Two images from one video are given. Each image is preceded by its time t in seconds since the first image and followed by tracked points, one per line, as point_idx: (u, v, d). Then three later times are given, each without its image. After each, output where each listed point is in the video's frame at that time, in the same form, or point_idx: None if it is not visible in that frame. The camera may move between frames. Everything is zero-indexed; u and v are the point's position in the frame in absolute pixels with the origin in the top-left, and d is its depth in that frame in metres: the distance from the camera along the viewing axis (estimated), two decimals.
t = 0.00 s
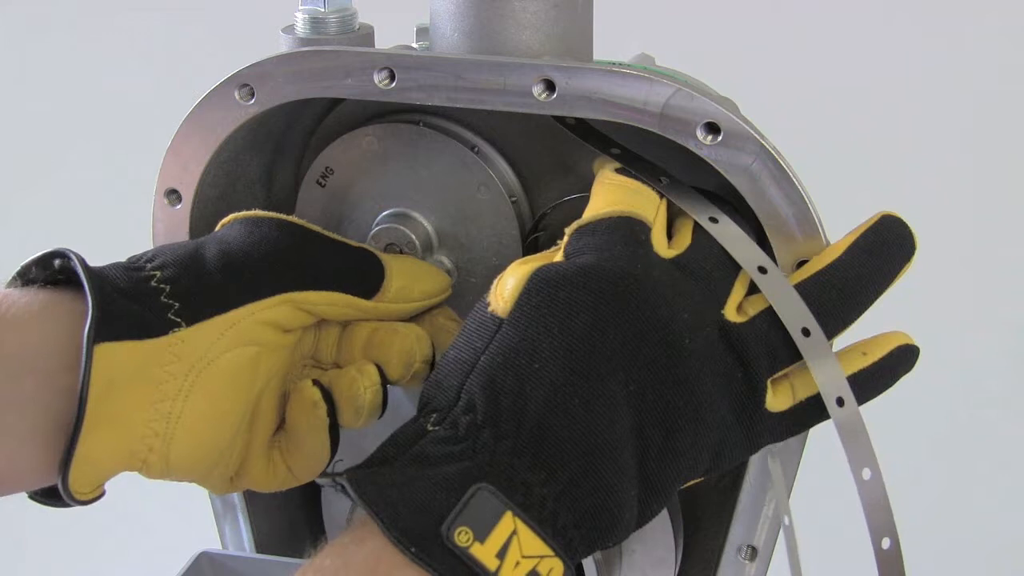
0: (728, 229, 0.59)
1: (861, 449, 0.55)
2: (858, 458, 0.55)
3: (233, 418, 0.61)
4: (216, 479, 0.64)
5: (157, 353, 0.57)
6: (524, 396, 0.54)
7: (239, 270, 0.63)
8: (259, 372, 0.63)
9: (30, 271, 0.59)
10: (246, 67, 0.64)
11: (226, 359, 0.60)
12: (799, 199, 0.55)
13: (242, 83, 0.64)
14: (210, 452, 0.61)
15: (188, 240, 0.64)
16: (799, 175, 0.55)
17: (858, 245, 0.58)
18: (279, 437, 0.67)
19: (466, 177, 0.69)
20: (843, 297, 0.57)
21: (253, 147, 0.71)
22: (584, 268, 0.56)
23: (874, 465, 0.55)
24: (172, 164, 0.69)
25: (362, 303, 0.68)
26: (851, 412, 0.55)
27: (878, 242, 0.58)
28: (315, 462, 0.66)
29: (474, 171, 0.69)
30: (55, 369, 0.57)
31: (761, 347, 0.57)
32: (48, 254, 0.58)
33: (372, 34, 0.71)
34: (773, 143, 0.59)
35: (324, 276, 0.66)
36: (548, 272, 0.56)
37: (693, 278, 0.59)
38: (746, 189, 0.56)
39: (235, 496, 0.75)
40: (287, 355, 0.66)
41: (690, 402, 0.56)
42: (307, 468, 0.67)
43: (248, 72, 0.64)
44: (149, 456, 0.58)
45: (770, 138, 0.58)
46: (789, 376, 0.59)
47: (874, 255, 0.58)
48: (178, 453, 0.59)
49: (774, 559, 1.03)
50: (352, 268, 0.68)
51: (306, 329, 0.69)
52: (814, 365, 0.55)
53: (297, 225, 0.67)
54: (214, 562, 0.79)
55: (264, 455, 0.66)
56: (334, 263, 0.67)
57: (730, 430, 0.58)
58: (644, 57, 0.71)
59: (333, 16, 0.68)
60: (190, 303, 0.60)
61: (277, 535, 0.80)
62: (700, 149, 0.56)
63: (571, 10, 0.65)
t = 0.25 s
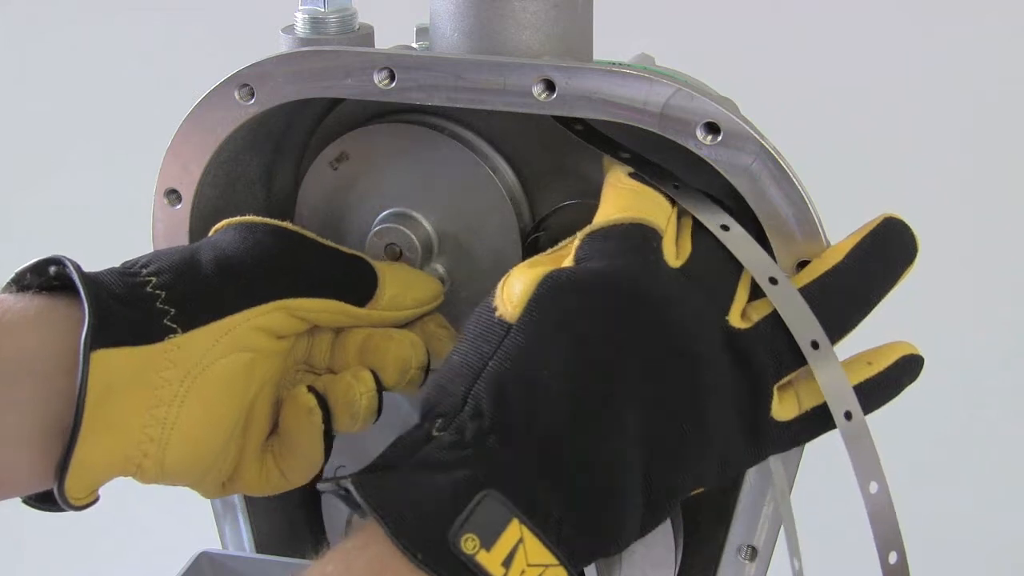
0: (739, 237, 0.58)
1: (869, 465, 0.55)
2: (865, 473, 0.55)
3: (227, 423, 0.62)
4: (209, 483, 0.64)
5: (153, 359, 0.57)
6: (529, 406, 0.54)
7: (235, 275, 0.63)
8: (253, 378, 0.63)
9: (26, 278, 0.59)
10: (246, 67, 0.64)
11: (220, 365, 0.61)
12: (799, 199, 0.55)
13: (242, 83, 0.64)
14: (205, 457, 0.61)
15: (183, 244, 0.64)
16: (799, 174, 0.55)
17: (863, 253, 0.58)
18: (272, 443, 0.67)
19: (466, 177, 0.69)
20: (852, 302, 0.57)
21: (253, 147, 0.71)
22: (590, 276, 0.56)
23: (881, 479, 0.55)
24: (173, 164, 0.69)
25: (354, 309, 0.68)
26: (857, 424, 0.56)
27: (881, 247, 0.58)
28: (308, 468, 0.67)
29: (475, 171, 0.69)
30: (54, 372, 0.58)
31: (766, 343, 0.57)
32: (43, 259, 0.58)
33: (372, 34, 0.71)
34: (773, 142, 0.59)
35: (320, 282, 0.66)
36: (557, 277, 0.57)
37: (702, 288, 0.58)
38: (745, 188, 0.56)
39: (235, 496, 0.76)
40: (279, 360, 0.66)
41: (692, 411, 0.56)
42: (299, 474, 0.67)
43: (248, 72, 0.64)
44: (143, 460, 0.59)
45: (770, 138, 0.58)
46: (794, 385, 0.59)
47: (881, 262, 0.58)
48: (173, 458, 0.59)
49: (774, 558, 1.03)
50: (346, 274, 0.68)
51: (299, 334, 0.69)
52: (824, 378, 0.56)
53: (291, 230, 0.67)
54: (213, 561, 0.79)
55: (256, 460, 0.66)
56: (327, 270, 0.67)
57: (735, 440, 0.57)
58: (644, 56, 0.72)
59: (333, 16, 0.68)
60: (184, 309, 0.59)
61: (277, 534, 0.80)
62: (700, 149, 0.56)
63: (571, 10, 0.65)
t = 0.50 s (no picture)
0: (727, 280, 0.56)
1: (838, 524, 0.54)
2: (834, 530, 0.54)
3: (208, 425, 0.62)
4: (190, 486, 0.64)
5: (137, 360, 0.57)
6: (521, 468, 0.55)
7: (220, 279, 0.63)
8: (235, 382, 0.63)
9: (11, 277, 0.58)
10: (246, 67, 0.64)
11: (202, 368, 0.61)
12: (799, 199, 0.55)
13: (242, 83, 0.64)
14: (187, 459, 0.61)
15: (169, 246, 0.64)
16: (799, 174, 0.55)
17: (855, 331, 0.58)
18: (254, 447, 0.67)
19: (467, 178, 0.69)
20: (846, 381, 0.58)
21: (253, 147, 0.71)
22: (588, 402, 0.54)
23: (849, 534, 0.54)
24: (172, 165, 0.68)
25: (340, 317, 0.67)
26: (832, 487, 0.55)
27: (872, 339, 0.59)
28: (289, 472, 0.66)
29: (475, 171, 0.69)
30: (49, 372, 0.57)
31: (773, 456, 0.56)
32: (30, 258, 0.58)
33: (372, 34, 0.71)
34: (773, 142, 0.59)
35: (305, 290, 0.66)
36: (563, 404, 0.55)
37: (717, 417, 0.55)
38: (745, 189, 0.56)
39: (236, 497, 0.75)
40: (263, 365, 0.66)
41: (693, 497, 0.54)
42: (281, 479, 0.67)
43: (249, 72, 0.64)
44: (124, 460, 0.59)
45: (770, 138, 0.58)
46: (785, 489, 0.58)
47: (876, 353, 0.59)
48: (154, 458, 0.59)
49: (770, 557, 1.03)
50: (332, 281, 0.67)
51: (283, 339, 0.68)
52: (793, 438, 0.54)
53: (277, 237, 0.67)
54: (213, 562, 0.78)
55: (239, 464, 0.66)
56: (314, 277, 0.67)
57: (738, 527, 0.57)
58: (644, 57, 0.72)
59: (333, 16, 0.68)
60: (167, 311, 0.60)
61: (276, 535, 0.80)
62: (700, 149, 0.56)
63: (571, 10, 0.65)
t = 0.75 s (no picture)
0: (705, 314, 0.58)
1: None
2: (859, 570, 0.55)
3: (205, 424, 0.62)
4: (186, 487, 0.63)
5: (135, 359, 0.57)
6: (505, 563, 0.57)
7: (217, 279, 0.62)
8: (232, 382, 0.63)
9: (6, 278, 0.58)
10: (246, 67, 0.64)
11: (200, 367, 0.61)
12: (799, 198, 0.55)
13: (243, 83, 0.64)
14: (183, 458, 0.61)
15: (165, 247, 0.64)
16: (799, 174, 0.55)
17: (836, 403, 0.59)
18: (251, 448, 0.66)
19: (466, 178, 0.69)
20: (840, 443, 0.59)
21: (253, 147, 0.71)
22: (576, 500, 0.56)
23: None
24: (172, 165, 0.68)
25: (336, 317, 0.67)
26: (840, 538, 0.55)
27: (851, 414, 0.59)
28: (288, 472, 0.66)
29: (475, 171, 0.69)
30: (46, 370, 0.57)
31: (775, 542, 0.57)
32: (26, 259, 0.58)
33: (372, 34, 0.71)
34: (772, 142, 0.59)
35: (302, 289, 0.66)
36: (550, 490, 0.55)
37: (722, 483, 0.56)
38: (745, 190, 0.56)
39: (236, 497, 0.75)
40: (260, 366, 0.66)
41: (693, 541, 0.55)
42: (280, 479, 0.66)
43: (249, 72, 0.64)
44: (121, 459, 0.59)
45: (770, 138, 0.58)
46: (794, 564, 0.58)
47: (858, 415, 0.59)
48: (151, 458, 0.59)
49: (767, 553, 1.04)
50: (328, 281, 0.67)
51: (279, 340, 0.68)
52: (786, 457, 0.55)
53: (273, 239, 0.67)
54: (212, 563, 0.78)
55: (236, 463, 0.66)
56: (309, 277, 0.67)
57: None
58: (644, 56, 0.72)
59: (333, 16, 0.68)
60: (165, 310, 0.59)
61: (275, 535, 0.80)
62: (700, 149, 0.56)
63: (571, 10, 0.65)
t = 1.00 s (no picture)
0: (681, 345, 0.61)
1: None
2: None
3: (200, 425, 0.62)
4: (181, 487, 0.63)
5: (130, 359, 0.57)
6: None
7: (212, 279, 0.62)
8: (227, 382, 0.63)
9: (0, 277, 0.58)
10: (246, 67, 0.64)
11: (196, 367, 0.61)
12: (799, 198, 0.55)
13: (243, 83, 0.64)
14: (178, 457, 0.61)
15: (161, 247, 0.64)
16: (799, 174, 0.55)
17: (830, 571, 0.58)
18: (246, 448, 0.66)
19: (466, 178, 0.69)
20: None
21: (253, 147, 0.71)
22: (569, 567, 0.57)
23: None
24: (172, 165, 0.68)
25: (331, 317, 0.67)
26: None
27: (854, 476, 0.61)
28: (283, 472, 0.66)
29: (475, 172, 0.69)
30: (43, 370, 0.56)
31: None
32: (21, 258, 0.58)
33: (372, 33, 0.71)
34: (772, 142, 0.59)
35: (298, 290, 0.66)
36: None
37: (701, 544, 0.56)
38: (746, 190, 0.56)
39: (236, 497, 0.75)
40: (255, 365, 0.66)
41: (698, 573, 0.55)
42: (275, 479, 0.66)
43: (249, 72, 0.64)
44: (116, 459, 0.58)
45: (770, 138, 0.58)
46: None
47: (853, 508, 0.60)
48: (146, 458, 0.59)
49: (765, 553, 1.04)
50: (323, 281, 0.67)
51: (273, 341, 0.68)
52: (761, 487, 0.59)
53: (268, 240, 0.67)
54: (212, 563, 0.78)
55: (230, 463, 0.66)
56: (304, 277, 0.67)
57: None
58: (644, 57, 0.72)
59: (333, 16, 0.68)
60: (161, 310, 0.60)
61: (276, 535, 0.80)
62: (700, 149, 0.56)
63: (572, 10, 0.65)
